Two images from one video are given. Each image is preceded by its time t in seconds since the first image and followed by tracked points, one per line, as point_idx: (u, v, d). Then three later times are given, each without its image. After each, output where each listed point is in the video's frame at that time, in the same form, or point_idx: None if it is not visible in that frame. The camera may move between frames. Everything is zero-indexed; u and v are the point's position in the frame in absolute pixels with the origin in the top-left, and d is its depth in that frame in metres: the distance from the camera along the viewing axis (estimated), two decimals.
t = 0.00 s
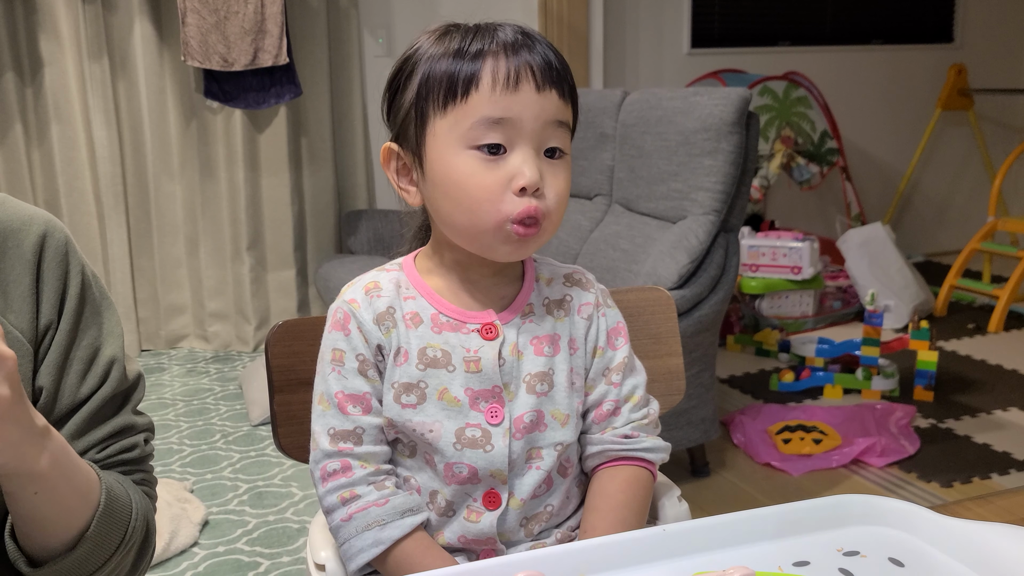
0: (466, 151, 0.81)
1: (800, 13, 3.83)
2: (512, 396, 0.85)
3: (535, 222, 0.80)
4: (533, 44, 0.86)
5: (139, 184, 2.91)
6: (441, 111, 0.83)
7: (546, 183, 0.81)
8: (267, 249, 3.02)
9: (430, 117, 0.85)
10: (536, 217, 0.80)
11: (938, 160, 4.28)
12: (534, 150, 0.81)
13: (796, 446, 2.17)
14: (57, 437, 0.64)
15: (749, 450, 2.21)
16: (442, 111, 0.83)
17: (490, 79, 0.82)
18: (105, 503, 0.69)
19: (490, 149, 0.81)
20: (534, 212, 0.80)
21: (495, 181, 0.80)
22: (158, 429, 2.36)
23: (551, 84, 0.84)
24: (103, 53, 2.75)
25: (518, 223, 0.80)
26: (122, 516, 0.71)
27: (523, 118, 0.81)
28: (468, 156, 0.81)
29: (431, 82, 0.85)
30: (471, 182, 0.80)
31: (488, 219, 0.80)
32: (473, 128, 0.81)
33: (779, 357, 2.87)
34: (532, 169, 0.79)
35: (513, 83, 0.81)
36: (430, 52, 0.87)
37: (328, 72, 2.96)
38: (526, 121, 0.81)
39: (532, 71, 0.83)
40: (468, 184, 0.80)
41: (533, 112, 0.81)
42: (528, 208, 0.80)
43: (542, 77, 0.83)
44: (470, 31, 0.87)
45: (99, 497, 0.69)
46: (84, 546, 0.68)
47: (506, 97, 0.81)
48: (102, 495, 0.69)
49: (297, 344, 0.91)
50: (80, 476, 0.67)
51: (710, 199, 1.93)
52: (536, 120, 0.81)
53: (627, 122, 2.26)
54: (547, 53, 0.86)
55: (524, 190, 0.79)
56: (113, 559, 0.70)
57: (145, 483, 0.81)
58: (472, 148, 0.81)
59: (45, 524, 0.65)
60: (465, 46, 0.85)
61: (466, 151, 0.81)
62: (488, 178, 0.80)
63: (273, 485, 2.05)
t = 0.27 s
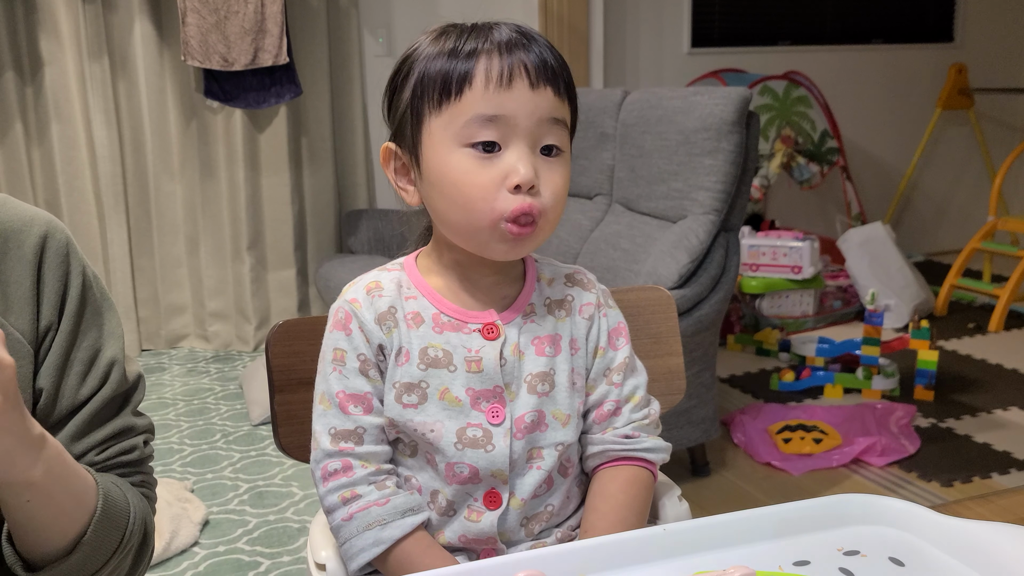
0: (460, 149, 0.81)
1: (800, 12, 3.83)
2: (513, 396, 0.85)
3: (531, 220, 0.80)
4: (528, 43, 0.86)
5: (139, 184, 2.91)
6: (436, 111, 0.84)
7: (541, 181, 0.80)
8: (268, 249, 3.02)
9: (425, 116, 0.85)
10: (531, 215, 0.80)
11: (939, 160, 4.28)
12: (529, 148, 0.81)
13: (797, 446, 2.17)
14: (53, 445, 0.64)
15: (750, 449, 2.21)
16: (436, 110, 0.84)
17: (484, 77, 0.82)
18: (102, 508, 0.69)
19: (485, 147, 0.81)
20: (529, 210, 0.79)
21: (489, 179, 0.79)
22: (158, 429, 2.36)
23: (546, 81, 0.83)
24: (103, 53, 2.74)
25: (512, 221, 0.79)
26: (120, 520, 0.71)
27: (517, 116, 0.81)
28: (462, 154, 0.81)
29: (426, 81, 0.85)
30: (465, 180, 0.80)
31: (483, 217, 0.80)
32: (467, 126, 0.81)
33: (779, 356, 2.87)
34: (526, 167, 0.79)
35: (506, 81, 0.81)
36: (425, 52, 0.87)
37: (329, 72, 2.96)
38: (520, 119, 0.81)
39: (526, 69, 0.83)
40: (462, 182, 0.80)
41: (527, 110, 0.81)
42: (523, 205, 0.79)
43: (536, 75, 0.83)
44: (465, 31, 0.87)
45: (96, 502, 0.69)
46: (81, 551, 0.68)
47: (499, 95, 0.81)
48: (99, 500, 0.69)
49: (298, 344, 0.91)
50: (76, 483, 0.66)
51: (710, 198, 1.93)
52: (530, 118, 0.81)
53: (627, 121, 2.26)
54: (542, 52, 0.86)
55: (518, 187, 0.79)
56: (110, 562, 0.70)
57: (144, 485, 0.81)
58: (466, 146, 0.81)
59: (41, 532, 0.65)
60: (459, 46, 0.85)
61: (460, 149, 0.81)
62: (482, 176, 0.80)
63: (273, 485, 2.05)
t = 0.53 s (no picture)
0: (446, 146, 0.81)
1: (800, 11, 3.83)
2: (514, 395, 0.85)
3: (517, 216, 0.80)
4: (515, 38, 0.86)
5: (139, 183, 2.91)
6: (424, 109, 0.84)
7: (527, 176, 0.80)
8: (268, 248, 3.02)
9: (414, 115, 0.86)
10: (517, 211, 0.79)
11: (939, 159, 4.28)
12: (514, 144, 0.80)
13: (797, 445, 2.17)
14: (35, 454, 0.64)
15: (750, 448, 2.21)
16: (425, 108, 0.84)
17: (469, 74, 0.82)
18: (91, 515, 0.69)
19: (470, 143, 0.81)
20: (514, 206, 0.79)
21: (473, 175, 0.79)
22: (158, 429, 2.36)
23: (533, 77, 0.83)
24: (103, 52, 2.74)
25: (497, 216, 0.79)
26: (111, 527, 0.71)
27: (502, 112, 0.81)
28: (448, 151, 0.81)
29: (415, 80, 0.86)
30: (451, 177, 0.80)
31: (468, 213, 0.80)
32: (452, 123, 0.81)
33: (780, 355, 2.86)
34: (511, 162, 0.79)
35: (491, 77, 0.81)
36: (414, 52, 0.88)
37: (329, 71, 2.96)
38: (505, 115, 0.80)
39: (511, 65, 0.83)
40: (447, 179, 0.80)
41: (512, 106, 0.81)
42: (508, 201, 0.79)
43: (522, 71, 0.83)
44: (453, 30, 0.87)
45: (85, 510, 0.69)
46: (69, 558, 0.68)
47: (483, 91, 0.81)
48: (88, 508, 0.69)
49: (299, 343, 0.91)
50: (62, 490, 0.67)
51: (710, 197, 1.93)
52: (515, 113, 0.81)
53: (627, 121, 2.26)
54: (530, 48, 0.85)
55: (502, 183, 0.78)
56: (101, 569, 0.71)
57: (142, 487, 0.81)
58: (452, 142, 0.81)
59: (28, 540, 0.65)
60: (446, 44, 0.85)
61: (446, 146, 0.81)
62: (466, 172, 0.80)
63: (273, 484, 2.05)
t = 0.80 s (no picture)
0: (438, 144, 0.82)
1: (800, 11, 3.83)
2: (515, 396, 0.85)
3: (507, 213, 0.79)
4: (508, 36, 0.86)
5: (139, 183, 2.91)
6: (418, 108, 0.85)
7: (518, 173, 0.79)
8: (268, 248, 3.02)
9: (410, 114, 0.86)
10: (507, 208, 0.79)
11: (939, 159, 4.28)
12: (505, 141, 0.80)
13: (797, 445, 2.17)
14: (37, 460, 0.64)
15: (750, 448, 2.21)
16: (419, 107, 0.85)
17: (461, 73, 0.82)
18: (93, 519, 0.69)
19: (461, 141, 0.81)
20: (503, 202, 0.79)
21: (464, 172, 0.79)
22: (159, 428, 2.36)
23: (525, 74, 0.83)
24: (103, 52, 2.74)
25: (487, 213, 0.79)
26: (113, 530, 0.71)
27: (493, 110, 0.80)
28: (439, 148, 0.81)
29: (410, 79, 0.86)
30: (442, 174, 0.80)
31: (458, 210, 0.80)
32: (444, 120, 0.82)
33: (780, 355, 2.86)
34: (501, 159, 0.78)
35: (482, 75, 0.82)
36: (411, 52, 0.88)
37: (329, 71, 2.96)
38: (496, 112, 0.80)
39: (503, 63, 0.82)
40: (439, 176, 0.81)
41: (503, 102, 0.81)
42: (498, 198, 0.79)
43: (514, 68, 0.82)
44: (448, 29, 0.88)
45: (87, 514, 0.69)
46: (72, 561, 0.68)
47: (475, 89, 0.81)
48: (91, 512, 0.70)
49: (299, 342, 0.91)
50: (64, 494, 0.67)
51: (710, 197, 1.93)
52: (506, 110, 0.80)
53: (627, 120, 2.26)
54: (524, 46, 0.85)
55: (491, 179, 0.78)
56: (103, 572, 0.71)
57: (144, 488, 0.81)
58: (443, 139, 0.81)
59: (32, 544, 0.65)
60: (440, 44, 0.86)
61: (438, 143, 0.82)
62: (457, 169, 0.80)
63: (274, 484, 2.05)
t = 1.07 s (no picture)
0: (437, 142, 0.82)
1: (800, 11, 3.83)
2: (515, 395, 0.85)
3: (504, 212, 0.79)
4: (509, 36, 0.85)
5: (139, 183, 2.91)
6: (418, 106, 0.85)
7: (515, 173, 0.79)
8: (268, 247, 3.02)
9: (410, 112, 0.86)
10: (504, 208, 0.79)
11: (939, 158, 4.28)
12: (503, 140, 0.80)
13: (797, 444, 2.17)
14: (41, 464, 0.64)
15: (750, 447, 2.21)
16: (419, 106, 0.85)
17: (460, 72, 0.82)
18: (96, 522, 0.69)
19: (460, 140, 0.81)
20: (500, 202, 0.79)
21: (461, 171, 0.79)
22: (159, 428, 2.36)
23: (524, 74, 0.83)
24: (103, 51, 2.74)
25: (484, 212, 0.79)
26: (116, 532, 0.71)
27: (492, 109, 0.80)
28: (438, 147, 0.81)
29: (410, 78, 0.86)
30: (440, 173, 0.80)
31: (455, 209, 0.80)
32: (442, 119, 0.82)
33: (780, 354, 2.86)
34: (498, 159, 0.78)
35: (480, 75, 0.82)
36: (411, 51, 0.88)
37: (329, 70, 2.96)
38: (494, 112, 0.80)
39: (502, 63, 0.82)
40: (436, 175, 0.81)
41: (501, 102, 0.81)
42: (495, 197, 0.79)
43: (513, 68, 0.82)
44: (449, 28, 0.88)
45: (89, 516, 0.69)
46: (75, 563, 0.68)
47: (473, 88, 0.81)
48: (93, 515, 0.70)
49: (298, 342, 0.91)
50: (67, 498, 0.67)
51: (710, 196, 1.93)
52: (505, 110, 0.80)
53: (627, 119, 2.26)
54: (524, 47, 0.85)
55: (489, 179, 0.78)
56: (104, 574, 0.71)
57: (144, 489, 0.81)
58: (442, 138, 0.81)
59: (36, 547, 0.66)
60: (440, 43, 0.86)
61: (437, 142, 0.82)
62: (455, 168, 0.80)
63: (274, 483, 2.05)
